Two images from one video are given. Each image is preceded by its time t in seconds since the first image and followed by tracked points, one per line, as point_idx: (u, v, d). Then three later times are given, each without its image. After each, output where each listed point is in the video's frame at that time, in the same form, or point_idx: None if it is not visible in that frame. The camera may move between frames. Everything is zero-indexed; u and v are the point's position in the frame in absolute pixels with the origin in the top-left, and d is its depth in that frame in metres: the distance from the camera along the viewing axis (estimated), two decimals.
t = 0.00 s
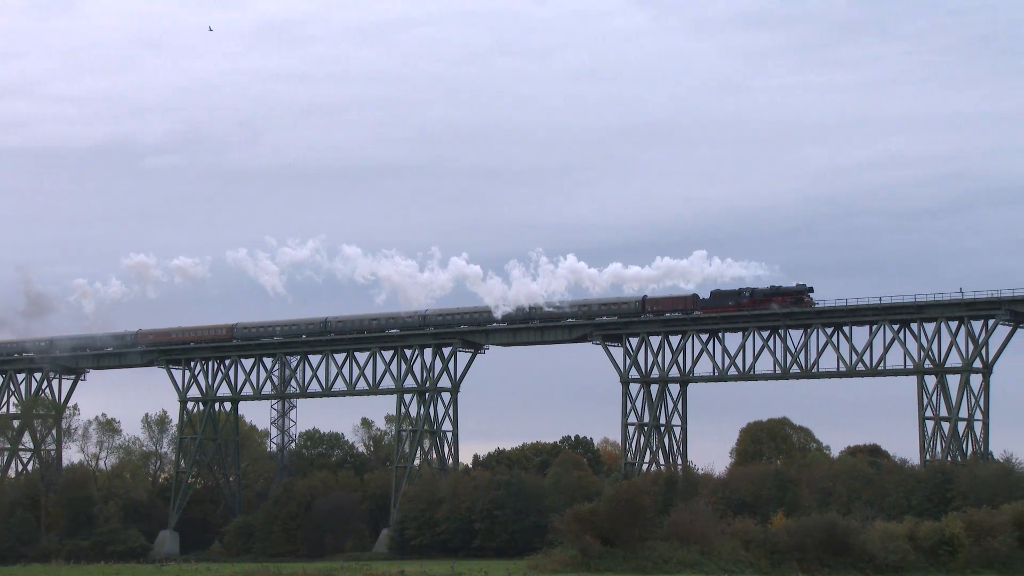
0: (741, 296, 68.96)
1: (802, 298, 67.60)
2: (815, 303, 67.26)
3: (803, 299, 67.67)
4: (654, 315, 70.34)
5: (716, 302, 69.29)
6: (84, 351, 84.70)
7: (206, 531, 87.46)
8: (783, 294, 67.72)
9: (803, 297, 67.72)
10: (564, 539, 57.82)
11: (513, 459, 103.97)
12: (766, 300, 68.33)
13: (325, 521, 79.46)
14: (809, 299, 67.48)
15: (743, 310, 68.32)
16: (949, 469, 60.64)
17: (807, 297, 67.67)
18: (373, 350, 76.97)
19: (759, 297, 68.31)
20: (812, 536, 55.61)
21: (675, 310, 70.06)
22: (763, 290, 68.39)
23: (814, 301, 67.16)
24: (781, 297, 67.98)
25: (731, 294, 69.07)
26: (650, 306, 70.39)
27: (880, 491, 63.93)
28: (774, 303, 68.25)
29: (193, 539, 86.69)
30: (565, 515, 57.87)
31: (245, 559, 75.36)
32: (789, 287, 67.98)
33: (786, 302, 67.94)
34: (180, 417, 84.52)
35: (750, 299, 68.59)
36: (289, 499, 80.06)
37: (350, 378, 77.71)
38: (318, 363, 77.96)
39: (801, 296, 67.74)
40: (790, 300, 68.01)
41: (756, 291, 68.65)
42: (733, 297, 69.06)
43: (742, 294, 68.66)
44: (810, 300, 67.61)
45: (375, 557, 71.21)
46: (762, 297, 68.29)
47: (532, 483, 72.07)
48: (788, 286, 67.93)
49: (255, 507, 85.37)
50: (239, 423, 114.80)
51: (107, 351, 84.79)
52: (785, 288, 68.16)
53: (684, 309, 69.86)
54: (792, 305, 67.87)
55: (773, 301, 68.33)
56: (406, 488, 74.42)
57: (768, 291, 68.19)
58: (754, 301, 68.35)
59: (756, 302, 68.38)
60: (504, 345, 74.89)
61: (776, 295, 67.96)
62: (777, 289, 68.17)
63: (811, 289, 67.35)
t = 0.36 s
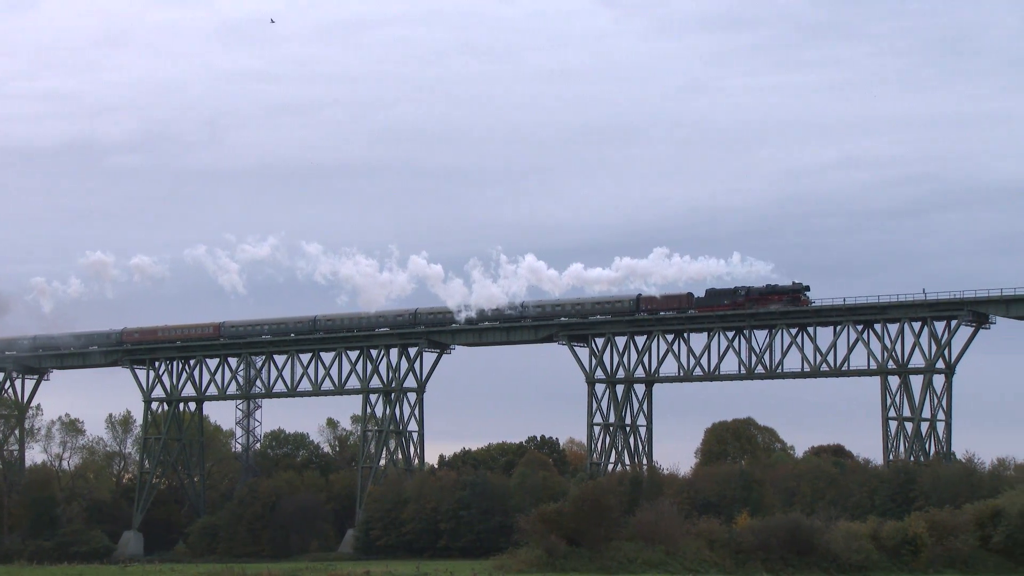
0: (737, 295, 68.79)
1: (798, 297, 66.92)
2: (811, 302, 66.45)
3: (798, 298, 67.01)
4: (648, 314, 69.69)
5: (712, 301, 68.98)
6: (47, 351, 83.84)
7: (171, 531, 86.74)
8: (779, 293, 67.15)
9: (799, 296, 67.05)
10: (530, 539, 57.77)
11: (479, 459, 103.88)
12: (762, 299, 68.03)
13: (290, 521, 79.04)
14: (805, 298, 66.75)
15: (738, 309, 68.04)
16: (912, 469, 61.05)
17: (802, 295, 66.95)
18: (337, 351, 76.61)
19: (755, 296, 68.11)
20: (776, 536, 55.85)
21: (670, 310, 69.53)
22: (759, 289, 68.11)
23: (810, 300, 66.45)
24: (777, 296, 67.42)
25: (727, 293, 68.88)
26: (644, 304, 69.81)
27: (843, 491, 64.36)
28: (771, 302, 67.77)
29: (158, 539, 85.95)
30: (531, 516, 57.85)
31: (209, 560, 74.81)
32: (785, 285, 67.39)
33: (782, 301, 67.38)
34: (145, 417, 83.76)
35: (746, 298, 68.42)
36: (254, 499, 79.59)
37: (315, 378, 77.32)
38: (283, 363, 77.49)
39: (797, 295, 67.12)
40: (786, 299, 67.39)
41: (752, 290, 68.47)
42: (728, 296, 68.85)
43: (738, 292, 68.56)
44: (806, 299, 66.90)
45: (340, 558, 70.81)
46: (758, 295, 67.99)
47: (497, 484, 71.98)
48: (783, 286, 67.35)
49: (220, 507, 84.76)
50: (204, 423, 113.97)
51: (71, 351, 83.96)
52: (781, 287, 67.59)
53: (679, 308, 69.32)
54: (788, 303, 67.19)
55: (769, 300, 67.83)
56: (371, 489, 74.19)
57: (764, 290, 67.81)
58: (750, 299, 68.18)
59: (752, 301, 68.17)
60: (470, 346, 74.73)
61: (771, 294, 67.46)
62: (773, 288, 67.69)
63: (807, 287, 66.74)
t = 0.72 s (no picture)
0: (736, 294, 68.04)
1: (798, 296, 66.46)
2: (812, 301, 66.03)
3: (799, 297, 66.52)
4: (647, 312, 69.10)
5: (711, 300, 68.35)
6: (12, 351, 82.99)
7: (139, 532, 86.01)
8: (780, 291, 66.57)
9: (800, 295, 66.56)
10: (499, 539, 57.70)
11: (449, 459, 103.77)
12: (762, 298, 67.36)
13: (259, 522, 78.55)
14: (806, 297, 66.32)
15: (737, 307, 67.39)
16: (879, 469, 61.40)
17: (803, 294, 66.49)
18: (306, 351, 76.21)
19: (755, 295, 67.37)
20: (744, 535, 56.05)
21: (668, 308, 68.81)
22: (759, 287, 67.38)
23: (811, 299, 65.98)
24: (777, 294, 66.82)
25: (727, 292, 68.16)
26: (643, 303, 69.27)
27: (810, 491, 64.68)
28: (771, 300, 67.14)
29: (126, 539, 85.21)
30: (500, 516, 57.80)
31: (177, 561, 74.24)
32: (786, 284, 66.83)
33: (782, 299, 66.78)
34: (112, 417, 83.01)
35: (746, 296, 67.65)
36: (222, 500, 79.07)
37: (284, 378, 76.89)
38: (252, 363, 77.02)
39: (798, 293, 66.59)
40: (786, 298, 66.80)
41: (751, 288, 67.72)
42: (728, 295, 68.15)
43: (738, 291, 67.78)
44: (806, 298, 66.46)
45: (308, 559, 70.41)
46: (757, 294, 67.33)
47: (467, 484, 71.83)
48: (784, 284, 66.76)
49: (188, 507, 84.12)
50: (172, 423, 113.11)
51: (37, 351, 83.14)
52: (781, 285, 67.04)
53: (677, 307, 68.76)
54: (789, 302, 66.66)
55: (768, 299, 67.28)
56: (340, 489, 73.91)
57: (764, 289, 67.18)
58: (750, 298, 67.45)
59: (752, 299, 67.44)
60: (440, 346, 74.53)
61: (772, 292, 66.87)
62: (773, 287, 67.11)
63: (807, 286, 66.18)
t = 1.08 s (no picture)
0: (739, 293, 67.59)
1: (802, 294, 66.22)
2: (815, 300, 65.86)
3: (802, 295, 66.30)
4: (628, 313, 68.96)
5: (714, 299, 68.04)
6: None
7: (109, 533, 85.32)
8: (783, 290, 66.22)
9: (804, 294, 66.34)
10: (470, 539, 57.60)
11: (420, 459, 103.80)
12: (765, 297, 66.89)
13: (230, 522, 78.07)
14: (809, 295, 66.16)
15: (741, 306, 66.94)
16: (850, 469, 61.72)
17: (807, 293, 66.27)
18: (278, 351, 75.86)
19: (757, 294, 66.86)
20: (715, 536, 56.19)
21: (670, 307, 68.43)
22: (762, 287, 66.93)
23: (814, 298, 65.85)
24: (781, 293, 66.45)
25: (729, 291, 67.78)
26: (644, 302, 68.72)
27: (781, 491, 64.96)
28: (774, 299, 66.70)
29: (96, 540, 84.52)
30: (471, 516, 57.74)
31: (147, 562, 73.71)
32: (789, 283, 66.57)
33: (785, 298, 66.41)
34: (82, 417, 82.31)
35: (748, 296, 67.14)
36: (193, 500, 78.55)
37: (255, 378, 76.50)
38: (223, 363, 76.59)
39: (801, 292, 66.40)
40: (789, 296, 66.47)
41: (754, 288, 67.23)
42: (731, 294, 67.77)
43: (741, 290, 67.33)
44: (810, 297, 66.27)
45: (278, 559, 70.05)
46: (761, 293, 66.84)
47: (439, 484, 71.68)
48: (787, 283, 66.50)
49: (158, 508, 83.51)
50: (142, 423, 112.23)
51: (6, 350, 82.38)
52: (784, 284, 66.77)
53: (679, 306, 68.37)
54: (792, 301, 66.32)
55: (771, 298, 66.84)
56: (312, 489, 73.62)
57: (767, 287, 66.77)
58: (753, 297, 66.91)
59: (755, 298, 66.91)
60: (412, 347, 74.34)
61: (775, 291, 66.48)
62: (776, 285, 66.73)
63: (811, 284, 66.02)
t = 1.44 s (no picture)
0: (745, 291, 66.70)
1: (809, 292, 65.57)
2: (821, 299, 65.14)
3: (809, 294, 65.59)
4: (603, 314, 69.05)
5: (722, 297, 67.13)
6: None
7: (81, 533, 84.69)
8: (790, 289, 65.54)
9: (811, 292, 65.67)
10: (444, 539, 57.52)
11: (394, 459, 103.78)
12: (771, 296, 66.05)
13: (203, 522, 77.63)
14: (815, 294, 65.41)
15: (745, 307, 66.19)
16: (823, 469, 61.97)
17: (813, 291, 65.60)
18: (251, 351, 75.50)
19: (764, 292, 66.01)
20: (689, 535, 56.29)
21: (675, 306, 68.02)
22: (769, 285, 66.10)
23: (819, 297, 65.19)
24: (787, 291, 65.79)
25: (734, 289, 66.90)
26: (649, 301, 68.34)
27: (754, 491, 65.18)
28: (780, 297, 66.01)
29: (68, 541, 83.87)
30: (445, 516, 57.63)
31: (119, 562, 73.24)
32: (795, 282, 65.91)
33: (792, 297, 65.78)
34: (54, 417, 81.63)
35: (755, 294, 66.27)
36: (166, 500, 78.05)
37: (228, 378, 76.08)
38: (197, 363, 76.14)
39: (808, 291, 65.74)
40: (796, 295, 65.83)
41: (760, 286, 66.40)
42: (737, 292, 66.85)
43: (746, 289, 66.44)
44: (816, 295, 65.57)
45: (251, 560, 69.70)
46: (767, 292, 66.00)
47: (413, 484, 71.50)
48: (794, 281, 65.84)
49: (131, 508, 82.95)
50: (115, 423, 111.42)
51: None
52: (791, 282, 66.10)
53: (684, 304, 67.94)
54: (799, 300, 65.67)
55: (777, 296, 66.09)
56: (285, 489, 73.32)
57: (772, 286, 65.94)
58: (758, 296, 66.05)
59: (761, 297, 66.06)
60: (386, 347, 74.07)
61: (782, 289, 65.72)
62: (783, 283, 65.94)
63: (818, 283, 65.35)
